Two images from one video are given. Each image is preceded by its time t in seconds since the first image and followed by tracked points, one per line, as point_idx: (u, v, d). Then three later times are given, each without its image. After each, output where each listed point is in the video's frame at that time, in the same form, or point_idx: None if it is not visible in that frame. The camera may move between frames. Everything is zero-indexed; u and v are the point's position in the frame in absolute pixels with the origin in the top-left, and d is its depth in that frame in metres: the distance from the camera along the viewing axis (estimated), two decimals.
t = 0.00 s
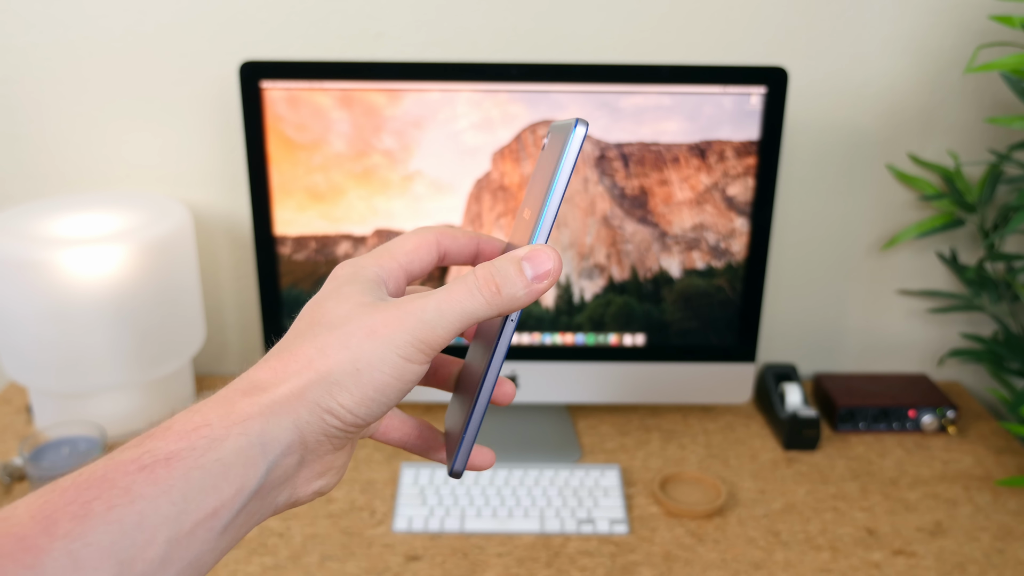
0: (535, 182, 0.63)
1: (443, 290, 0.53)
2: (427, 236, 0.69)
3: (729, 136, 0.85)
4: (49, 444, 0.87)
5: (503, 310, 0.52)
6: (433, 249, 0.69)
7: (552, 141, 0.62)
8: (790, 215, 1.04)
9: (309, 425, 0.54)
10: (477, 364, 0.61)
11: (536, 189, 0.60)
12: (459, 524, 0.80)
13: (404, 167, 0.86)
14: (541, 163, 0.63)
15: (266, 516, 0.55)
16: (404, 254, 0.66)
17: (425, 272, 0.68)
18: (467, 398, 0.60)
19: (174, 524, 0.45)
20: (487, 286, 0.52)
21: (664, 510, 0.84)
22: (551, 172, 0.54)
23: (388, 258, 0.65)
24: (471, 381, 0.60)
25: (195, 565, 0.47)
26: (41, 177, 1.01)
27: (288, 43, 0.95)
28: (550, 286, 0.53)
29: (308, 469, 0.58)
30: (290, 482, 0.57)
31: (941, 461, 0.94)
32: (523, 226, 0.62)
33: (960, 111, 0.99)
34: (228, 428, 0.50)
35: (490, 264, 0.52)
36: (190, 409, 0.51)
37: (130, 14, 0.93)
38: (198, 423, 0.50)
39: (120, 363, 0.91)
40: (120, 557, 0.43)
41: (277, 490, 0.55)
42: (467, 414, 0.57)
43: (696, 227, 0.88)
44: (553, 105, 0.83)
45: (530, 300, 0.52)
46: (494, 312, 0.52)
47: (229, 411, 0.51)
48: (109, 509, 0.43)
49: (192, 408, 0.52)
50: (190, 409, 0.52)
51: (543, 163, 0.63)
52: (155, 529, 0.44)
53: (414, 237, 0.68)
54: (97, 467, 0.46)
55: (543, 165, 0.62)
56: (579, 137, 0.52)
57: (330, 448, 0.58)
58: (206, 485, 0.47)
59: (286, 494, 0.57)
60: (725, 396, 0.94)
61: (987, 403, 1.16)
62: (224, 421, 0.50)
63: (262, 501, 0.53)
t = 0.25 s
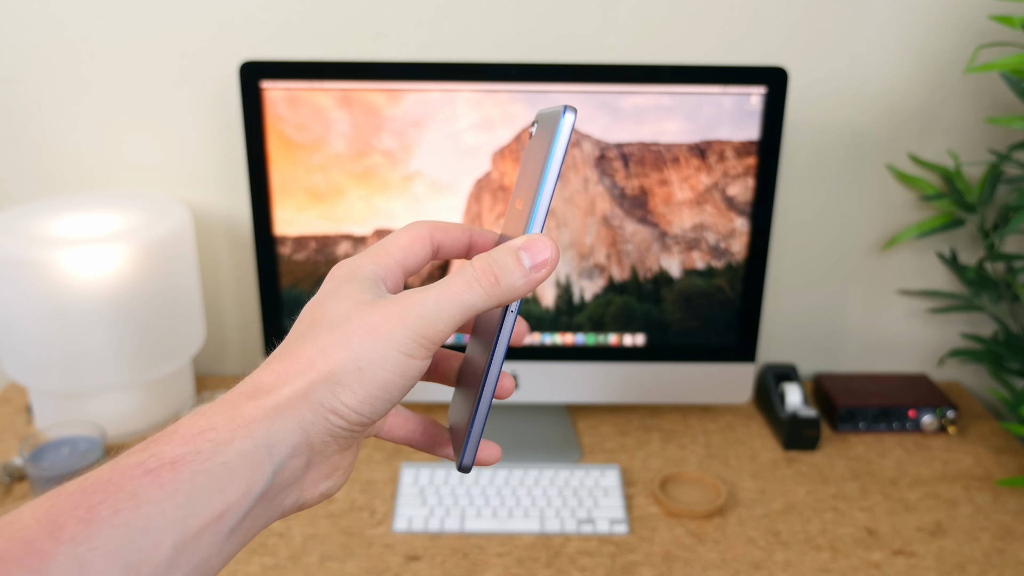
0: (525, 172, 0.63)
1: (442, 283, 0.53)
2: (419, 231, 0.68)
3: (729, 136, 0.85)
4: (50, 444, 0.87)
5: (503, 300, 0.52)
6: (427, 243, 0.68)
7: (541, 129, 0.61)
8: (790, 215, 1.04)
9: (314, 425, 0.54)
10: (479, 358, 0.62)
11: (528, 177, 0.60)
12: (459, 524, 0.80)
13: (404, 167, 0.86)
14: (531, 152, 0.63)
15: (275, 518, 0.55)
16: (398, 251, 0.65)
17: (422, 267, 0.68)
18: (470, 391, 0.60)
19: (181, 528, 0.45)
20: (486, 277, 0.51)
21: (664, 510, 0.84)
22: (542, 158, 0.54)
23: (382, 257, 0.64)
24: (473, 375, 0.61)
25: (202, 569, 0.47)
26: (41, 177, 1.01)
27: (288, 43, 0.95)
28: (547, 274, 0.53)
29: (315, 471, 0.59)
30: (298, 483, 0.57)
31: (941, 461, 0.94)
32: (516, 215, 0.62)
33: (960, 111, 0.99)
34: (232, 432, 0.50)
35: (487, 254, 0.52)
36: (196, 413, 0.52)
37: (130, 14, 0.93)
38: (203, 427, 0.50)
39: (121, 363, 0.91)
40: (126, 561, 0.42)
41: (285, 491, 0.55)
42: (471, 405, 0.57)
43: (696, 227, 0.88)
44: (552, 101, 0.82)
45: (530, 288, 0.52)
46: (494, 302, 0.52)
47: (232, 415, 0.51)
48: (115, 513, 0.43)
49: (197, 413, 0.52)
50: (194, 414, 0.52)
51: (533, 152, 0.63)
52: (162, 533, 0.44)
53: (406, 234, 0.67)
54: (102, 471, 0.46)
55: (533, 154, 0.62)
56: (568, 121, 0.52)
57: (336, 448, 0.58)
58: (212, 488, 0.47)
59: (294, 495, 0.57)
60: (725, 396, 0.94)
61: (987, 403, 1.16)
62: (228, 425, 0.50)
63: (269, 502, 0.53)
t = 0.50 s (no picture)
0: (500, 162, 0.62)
1: (434, 278, 0.53)
2: (423, 246, 0.70)
3: (729, 136, 0.85)
4: (50, 444, 0.87)
5: (496, 289, 0.52)
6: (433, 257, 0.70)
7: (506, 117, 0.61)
8: (790, 215, 1.04)
9: (311, 422, 0.53)
10: (485, 358, 0.62)
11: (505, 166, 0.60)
12: (459, 524, 0.80)
13: (404, 167, 0.86)
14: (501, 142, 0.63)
15: (280, 520, 0.55)
16: (402, 260, 0.67)
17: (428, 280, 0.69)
18: (490, 391, 0.60)
19: (180, 527, 0.45)
20: (475, 269, 0.51)
21: (664, 510, 0.84)
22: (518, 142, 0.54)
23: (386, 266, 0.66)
24: (487, 375, 0.61)
25: (202, 568, 0.47)
26: (41, 177, 1.01)
27: (288, 43, 0.95)
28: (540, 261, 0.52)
29: (318, 472, 0.58)
30: (301, 485, 0.56)
31: (941, 461, 0.94)
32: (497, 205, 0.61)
33: (961, 111, 0.99)
34: (229, 429, 0.50)
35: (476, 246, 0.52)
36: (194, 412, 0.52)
37: (130, 14, 0.93)
38: (199, 425, 0.50)
39: (121, 362, 0.91)
40: (127, 561, 0.42)
41: (288, 490, 0.55)
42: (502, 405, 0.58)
43: (696, 227, 0.88)
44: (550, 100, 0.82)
45: (524, 275, 0.52)
46: (487, 291, 0.52)
47: (229, 413, 0.51)
48: (113, 512, 0.43)
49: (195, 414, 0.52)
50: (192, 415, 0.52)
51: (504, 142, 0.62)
52: (161, 532, 0.44)
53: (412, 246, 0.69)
54: (101, 473, 0.46)
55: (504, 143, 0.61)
56: (534, 101, 0.51)
57: (338, 447, 0.58)
58: (211, 486, 0.47)
59: (299, 497, 0.57)
60: (725, 396, 0.94)
61: (988, 403, 1.16)
62: (225, 424, 0.50)
63: (271, 502, 0.53)
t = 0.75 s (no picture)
0: (446, 165, 0.61)
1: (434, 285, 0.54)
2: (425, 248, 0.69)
3: (729, 136, 0.85)
4: (49, 444, 0.87)
5: (493, 292, 0.53)
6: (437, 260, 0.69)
7: (448, 118, 0.60)
8: (790, 215, 1.04)
9: (309, 421, 0.54)
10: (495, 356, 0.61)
11: (462, 165, 0.59)
12: (459, 524, 0.80)
13: (404, 167, 0.86)
14: (441, 146, 0.62)
15: (273, 520, 0.55)
16: (404, 262, 0.67)
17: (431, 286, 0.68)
18: (511, 382, 0.60)
19: (176, 526, 0.45)
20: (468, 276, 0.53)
21: (664, 510, 0.84)
22: (492, 132, 0.54)
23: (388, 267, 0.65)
24: (502, 371, 0.61)
25: (197, 567, 0.47)
26: (41, 177, 1.01)
27: (289, 43, 0.95)
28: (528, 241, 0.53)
29: (312, 472, 0.58)
30: (296, 484, 0.56)
31: (941, 461, 0.94)
32: (457, 206, 0.61)
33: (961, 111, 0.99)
34: (224, 428, 0.50)
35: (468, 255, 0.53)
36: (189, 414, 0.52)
37: (130, 14, 0.93)
38: (194, 425, 0.50)
39: (121, 362, 0.91)
40: (122, 562, 0.42)
41: (284, 488, 0.55)
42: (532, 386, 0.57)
43: (696, 227, 0.88)
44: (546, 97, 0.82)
45: (512, 274, 0.52)
46: (483, 296, 0.53)
47: (224, 413, 0.51)
48: (108, 513, 0.43)
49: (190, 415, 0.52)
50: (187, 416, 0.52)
51: (442, 146, 0.61)
52: (156, 531, 0.44)
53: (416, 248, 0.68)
54: (95, 474, 0.46)
55: (450, 146, 0.60)
56: (506, 87, 0.52)
57: (335, 448, 0.58)
58: (205, 486, 0.47)
59: (293, 497, 0.57)
60: (725, 396, 0.94)
61: (988, 403, 1.16)
62: (219, 422, 0.50)
63: (265, 502, 0.53)
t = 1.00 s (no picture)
0: (440, 172, 0.61)
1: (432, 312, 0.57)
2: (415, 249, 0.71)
3: (729, 136, 0.85)
4: (49, 444, 0.87)
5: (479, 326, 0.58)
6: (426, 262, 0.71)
7: (445, 125, 0.59)
8: (790, 215, 1.04)
9: (311, 434, 0.54)
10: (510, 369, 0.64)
11: (467, 173, 0.59)
12: (459, 524, 0.80)
13: (404, 167, 0.86)
14: (432, 152, 0.61)
15: (264, 530, 0.55)
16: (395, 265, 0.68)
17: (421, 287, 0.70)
18: (539, 391, 0.64)
19: (168, 538, 0.44)
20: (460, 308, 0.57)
21: (664, 510, 0.84)
22: (528, 145, 0.56)
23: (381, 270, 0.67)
24: (527, 381, 0.64)
25: None
26: (41, 177, 1.01)
27: (288, 43, 0.95)
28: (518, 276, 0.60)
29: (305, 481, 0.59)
30: (288, 496, 0.57)
31: (941, 461, 0.94)
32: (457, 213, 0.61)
33: (960, 111, 0.99)
34: (222, 439, 0.50)
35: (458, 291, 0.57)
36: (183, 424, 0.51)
37: (130, 14, 0.93)
38: (191, 434, 0.50)
39: (121, 362, 0.91)
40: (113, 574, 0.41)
41: (275, 498, 0.55)
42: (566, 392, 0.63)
43: (696, 227, 0.88)
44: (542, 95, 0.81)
45: (497, 312, 0.58)
46: (472, 331, 0.58)
47: (223, 422, 0.51)
48: (100, 525, 0.43)
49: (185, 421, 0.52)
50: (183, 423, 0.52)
51: (434, 152, 0.61)
52: (147, 543, 0.43)
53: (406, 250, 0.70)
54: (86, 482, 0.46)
55: (446, 152, 0.60)
56: (548, 102, 0.54)
57: (329, 461, 0.59)
58: (199, 497, 0.46)
59: (284, 508, 0.57)
60: (725, 397, 0.94)
61: (987, 403, 1.16)
62: (217, 432, 0.50)
63: (259, 511, 0.53)
